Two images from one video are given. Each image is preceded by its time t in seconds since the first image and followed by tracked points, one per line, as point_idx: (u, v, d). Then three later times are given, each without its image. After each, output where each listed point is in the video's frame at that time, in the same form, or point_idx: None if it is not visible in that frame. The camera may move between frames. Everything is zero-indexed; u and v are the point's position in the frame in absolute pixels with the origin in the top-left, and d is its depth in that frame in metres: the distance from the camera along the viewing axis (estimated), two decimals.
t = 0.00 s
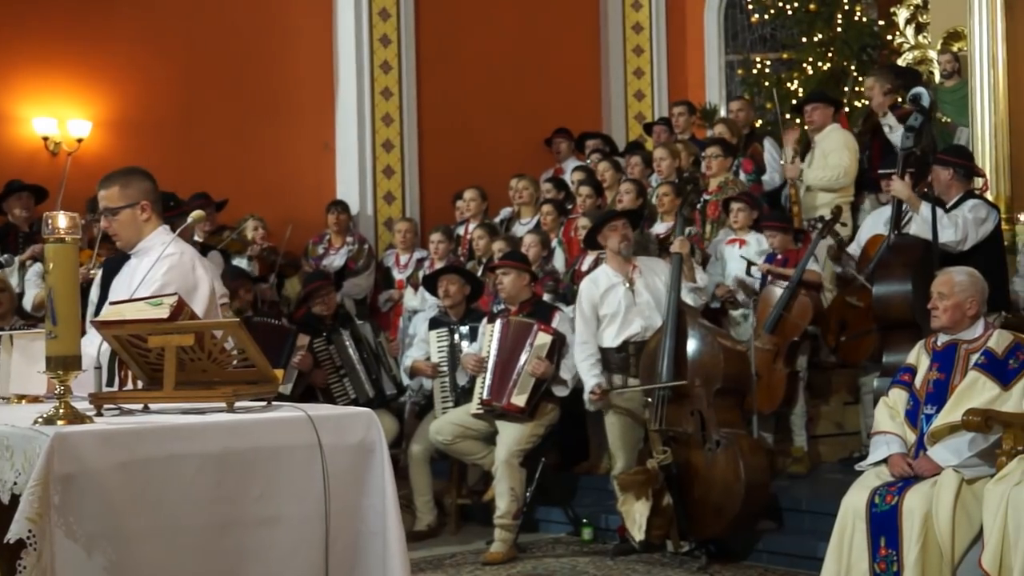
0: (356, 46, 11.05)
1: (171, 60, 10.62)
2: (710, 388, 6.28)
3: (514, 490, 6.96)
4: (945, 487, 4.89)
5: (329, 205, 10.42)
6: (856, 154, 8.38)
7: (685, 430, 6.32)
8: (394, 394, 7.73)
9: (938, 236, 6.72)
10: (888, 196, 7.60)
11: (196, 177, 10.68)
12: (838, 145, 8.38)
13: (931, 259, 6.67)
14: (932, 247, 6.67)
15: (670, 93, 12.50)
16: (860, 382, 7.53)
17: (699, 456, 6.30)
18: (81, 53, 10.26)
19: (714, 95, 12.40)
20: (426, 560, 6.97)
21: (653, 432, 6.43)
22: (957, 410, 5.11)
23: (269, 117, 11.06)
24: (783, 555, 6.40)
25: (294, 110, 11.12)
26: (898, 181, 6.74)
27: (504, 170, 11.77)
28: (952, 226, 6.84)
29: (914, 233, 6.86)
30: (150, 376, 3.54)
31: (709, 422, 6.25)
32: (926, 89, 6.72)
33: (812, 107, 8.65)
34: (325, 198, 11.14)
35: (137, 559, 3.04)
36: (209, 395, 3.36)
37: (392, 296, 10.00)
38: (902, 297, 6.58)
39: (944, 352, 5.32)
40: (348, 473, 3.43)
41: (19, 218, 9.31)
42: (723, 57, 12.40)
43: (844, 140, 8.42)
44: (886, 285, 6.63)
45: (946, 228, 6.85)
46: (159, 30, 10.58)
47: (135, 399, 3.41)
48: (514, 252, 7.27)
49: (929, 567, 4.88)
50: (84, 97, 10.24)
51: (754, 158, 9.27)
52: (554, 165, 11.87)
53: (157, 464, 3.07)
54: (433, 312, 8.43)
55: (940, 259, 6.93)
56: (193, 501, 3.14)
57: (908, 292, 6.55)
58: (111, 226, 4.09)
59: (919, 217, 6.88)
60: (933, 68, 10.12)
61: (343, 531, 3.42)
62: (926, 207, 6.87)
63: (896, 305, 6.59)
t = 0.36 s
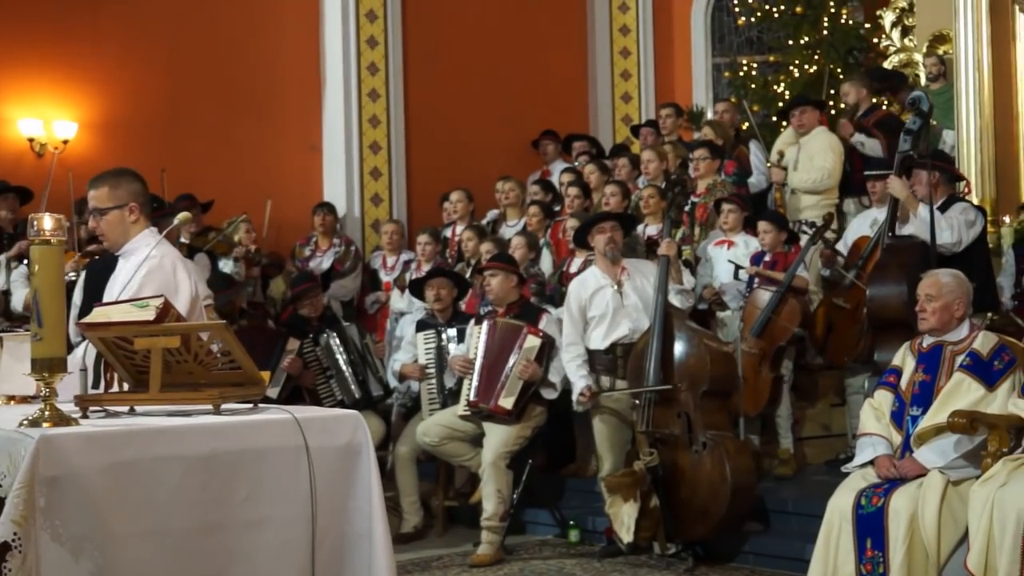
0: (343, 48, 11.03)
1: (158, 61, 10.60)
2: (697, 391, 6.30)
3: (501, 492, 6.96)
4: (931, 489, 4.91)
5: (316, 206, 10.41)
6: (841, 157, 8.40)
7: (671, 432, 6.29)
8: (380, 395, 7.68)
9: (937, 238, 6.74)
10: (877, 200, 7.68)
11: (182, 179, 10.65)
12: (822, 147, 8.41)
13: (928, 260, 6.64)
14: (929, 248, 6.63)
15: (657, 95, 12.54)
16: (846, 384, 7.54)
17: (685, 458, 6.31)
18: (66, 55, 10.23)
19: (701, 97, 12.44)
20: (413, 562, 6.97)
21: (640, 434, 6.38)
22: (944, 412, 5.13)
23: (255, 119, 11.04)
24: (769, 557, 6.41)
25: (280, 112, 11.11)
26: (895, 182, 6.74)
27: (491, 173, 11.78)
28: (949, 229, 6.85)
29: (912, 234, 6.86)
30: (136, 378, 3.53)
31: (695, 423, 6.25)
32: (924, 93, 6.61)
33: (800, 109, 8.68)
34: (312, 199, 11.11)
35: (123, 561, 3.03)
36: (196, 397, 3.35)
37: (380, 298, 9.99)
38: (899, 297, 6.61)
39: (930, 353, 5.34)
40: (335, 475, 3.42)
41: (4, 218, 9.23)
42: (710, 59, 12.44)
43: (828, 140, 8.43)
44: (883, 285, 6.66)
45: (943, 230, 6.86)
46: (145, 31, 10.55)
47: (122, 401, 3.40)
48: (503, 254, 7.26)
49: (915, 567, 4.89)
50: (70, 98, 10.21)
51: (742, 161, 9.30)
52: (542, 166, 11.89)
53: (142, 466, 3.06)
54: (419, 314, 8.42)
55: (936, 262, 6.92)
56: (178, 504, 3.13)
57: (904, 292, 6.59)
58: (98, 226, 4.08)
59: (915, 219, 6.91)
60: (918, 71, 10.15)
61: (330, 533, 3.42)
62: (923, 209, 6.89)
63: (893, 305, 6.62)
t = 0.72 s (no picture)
0: (330, 50, 11.03)
1: (144, 62, 10.58)
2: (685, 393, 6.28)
3: (489, 494, 6.96)
4: (917, 490, 4.92)
5: (301, 208, 10.42)
6: (827, 158, 8.41)
7: (659, 434, 6.29)
8: (366, 397, 7.71)
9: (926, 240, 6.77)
10: (866, 203, 7.68)
11: (168, 181, 10.63)
12: (809, 149, 8.42)
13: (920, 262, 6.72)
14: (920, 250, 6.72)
15: (643, 98, 12.57)
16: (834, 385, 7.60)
17: (673, 460, 6.32)
18: (53, 57, 10.20)
19: (688, 99, 12.47)
20: (400, 564, 6.96)
21: (628, 436, 6.34)
22: (929, 414, 5.15)
23: (242, 121, 11.02)
24: (756, 559, 6.42)
25: (267, 113, 11.09)
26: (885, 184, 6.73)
27: (478, 175, 11.77)
28: (937, 231, 6.89)
29: (901, 235, 6.91)
30: (121, 380, 3.51)
31: (682, 425, 6.26)
32: (916, 95, 6.60)
33: (785, 113, 8.71)
34: (298, 201, 11.09)
35: (109, 565, 3.02)
36: (183, 399, 3.34)
37: (366, 300, 9.99)
38: (887, 300, 6.62)
39: (915, 355, 5.35)
40: (322, 478, 3.42)
41: None
42: (697, 62, 12.48)
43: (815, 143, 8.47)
44: (873, 288, 6.65)
45: (932, 232, 6.90)
46: (132, 32, 10.53)
47: (107, 404, 3.39)
48: (489, 256, 7.26)
49: (901, 569, 4.90)
50: (56, 99, 10.18)
51: (729, 164, 9.31)
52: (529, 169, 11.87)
53: (128, 468, 3.05)
54: (406, 317, 8.41)
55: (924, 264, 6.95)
56: (165, 506, 3.12)
57: (891, 295, 6.60)
58: (80, 228, 4.06)
59: (903, 220, 6.94)
60: (904, 74, 10.17)
61: (317, 535, 3.41)
62: (911, 210, 6.94)
63: (881, 308, 6.62)
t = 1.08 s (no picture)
0: (315, 52, 11.02)
1: (129, 64, 10.55)
2: (669, 396, 6.31)
3: (474, 497, 6.96)
4: (902, 493, 4.93)
5: (286, 211, 10.37)
6: (812, 161, 8.40)
7: (645, 436, 6.29)
8: (351, 400, 7.69)
9: (908, 242, 6.79)
10: (851, 207, 7.69)
11: (153, 185, 10.59)
12: (793, 152, 8.41)
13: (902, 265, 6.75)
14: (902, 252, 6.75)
15: (628, 101, 12.59)
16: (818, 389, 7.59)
17: (658, 462, 6.32)
18: (37, 59, 10.16)
19: (674, 102, 12.49)
20: (386, 567, 6.95)
21: (614, 439, 6.40)
22: (914, 417, 5.17)
23: (227, 124, 10.99)
24: (742, 561, 6.43)
25: (252, 114, 11.07)
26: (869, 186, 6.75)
27: (463, 178, 11.76)
28: (920, 233, 6.91)
29: (885, 238, 6.92)
30: (106, 384, 3.50)
31: (668, 429, 6.27)
32: (899, 99, 6.65)
33: (769, 117, 8.65)
34: (283, 204, 11.08)
35: (93, 568, 3.01)
36: (168, 402, 3.33)
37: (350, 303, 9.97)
38: (870, 303, 6.64)
39: (900, 359, 5.36)
40: (306, 481, 3.41)
41: None
42: (682, 65, 12.52)
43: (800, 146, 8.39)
44: (857, 290, 6.69)
45: (915, 234, 6.92)
46: (117, 33, 10.49)
47: (90, 407, 3.38)
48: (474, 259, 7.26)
49: (886, 571, 4.92)
50: (41, 101, 10.14)
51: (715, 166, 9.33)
52: (515, 171, 11.87)
53: (112, 471, 3.04)
54: (391, 320, 8.41)
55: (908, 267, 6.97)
56: (148, 508, 3.11)
57: (875, 298, 6.62)
58: (38, 236, 4.04)
59: (886, 224, 6.95)
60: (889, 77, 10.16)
61: (301, 539, 3.40)
62: (895, 213, 6.97)
63: (864, 311, 6.65)
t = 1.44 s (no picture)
0: (307, 54, 11.02)
1: (120, 67, 10.53)
2: (661, 398, 6.28)
3: (466, 500, 6.97)
4: (893, 495, 4.94)
5: (277, 214, 10.36)
6: (803, 164, 8.40)
7: (636, 439, 6.30)
8: (343, 402, 7.75)
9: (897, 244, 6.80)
10: (839, 210, 7.70)
11: (144, 186, 10.57)
12: (785, 155, 8.39)
13: (891, 267, 6.77)
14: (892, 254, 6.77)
15: (620, 104, 12.61)
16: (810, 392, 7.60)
17: (649, 465, 6.34)
18: (28, 63, 10.12)
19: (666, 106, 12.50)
20: (378, 570, 6.94)
21: (605, 442, 6.39)
22: (905, 420, 5.17)
23: (218, 126, 10.98)
24: (734, 564, 6.43)
25: (244, 117, 11.06)
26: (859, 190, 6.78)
27: (456, 181, 11.77)
28: (909, 234, 6.92)
29: (873, 240, 6.91)
30: (97, 386, 3.49)
31: (660, 431, 6.28)
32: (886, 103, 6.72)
33: (761, 121, 8.60)
34: (275, 207, 11.07)
35: (83, 571, 3.00)
36: (159, 405, 3.32)
37: (341, 305, 9.94)
38: (860, 306, 6.66)
39: (891, 362, 5.37)
40: (297, 484, 3.41)
41: None
42: (674, 69, 12.44)
43: (793, 148, 8.41)
44: (846, 293, 6.70)
45: (903, 235, 6.93)
46: (108, 36, 10.48)
47: (82, 409, 3.38)
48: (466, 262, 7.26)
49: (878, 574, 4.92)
50: (32, 105, 10.10)
51: (706, 169, 9.35)
52: (507, 174, 11.88)
53: (104, 473, 3.03)
54: (383, 323, 8.41)
55: (898, 268, 6.98)
56: (140, 511, 3.10)
57: (865, 301, 6.64)
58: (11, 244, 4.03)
59: (875, 225, 6.93)
60: (880, 81, 10.18)
61: (292, 542, 3.40)
62: (883, 215, 6.96)
63: (853, 313, 6.66)
